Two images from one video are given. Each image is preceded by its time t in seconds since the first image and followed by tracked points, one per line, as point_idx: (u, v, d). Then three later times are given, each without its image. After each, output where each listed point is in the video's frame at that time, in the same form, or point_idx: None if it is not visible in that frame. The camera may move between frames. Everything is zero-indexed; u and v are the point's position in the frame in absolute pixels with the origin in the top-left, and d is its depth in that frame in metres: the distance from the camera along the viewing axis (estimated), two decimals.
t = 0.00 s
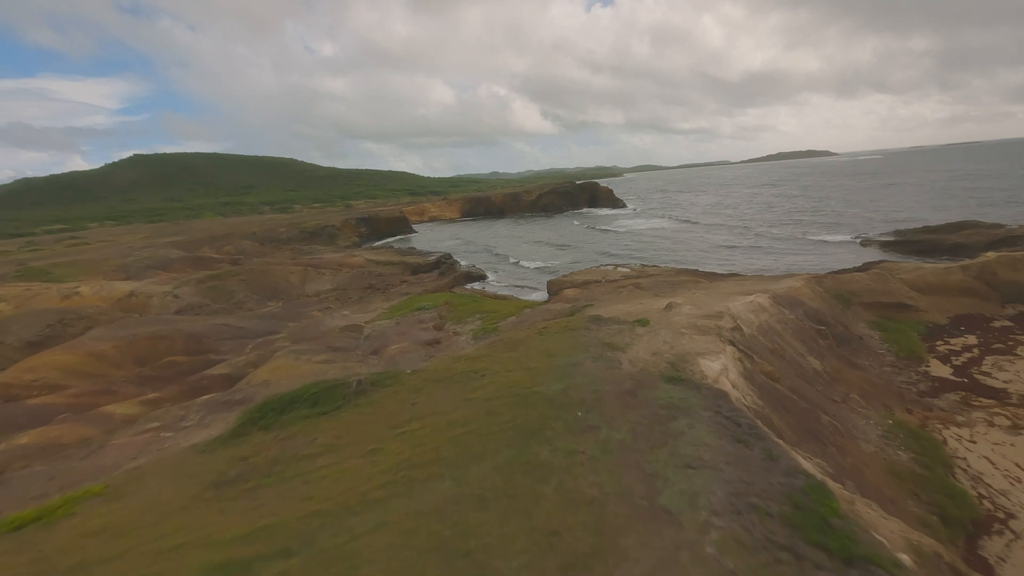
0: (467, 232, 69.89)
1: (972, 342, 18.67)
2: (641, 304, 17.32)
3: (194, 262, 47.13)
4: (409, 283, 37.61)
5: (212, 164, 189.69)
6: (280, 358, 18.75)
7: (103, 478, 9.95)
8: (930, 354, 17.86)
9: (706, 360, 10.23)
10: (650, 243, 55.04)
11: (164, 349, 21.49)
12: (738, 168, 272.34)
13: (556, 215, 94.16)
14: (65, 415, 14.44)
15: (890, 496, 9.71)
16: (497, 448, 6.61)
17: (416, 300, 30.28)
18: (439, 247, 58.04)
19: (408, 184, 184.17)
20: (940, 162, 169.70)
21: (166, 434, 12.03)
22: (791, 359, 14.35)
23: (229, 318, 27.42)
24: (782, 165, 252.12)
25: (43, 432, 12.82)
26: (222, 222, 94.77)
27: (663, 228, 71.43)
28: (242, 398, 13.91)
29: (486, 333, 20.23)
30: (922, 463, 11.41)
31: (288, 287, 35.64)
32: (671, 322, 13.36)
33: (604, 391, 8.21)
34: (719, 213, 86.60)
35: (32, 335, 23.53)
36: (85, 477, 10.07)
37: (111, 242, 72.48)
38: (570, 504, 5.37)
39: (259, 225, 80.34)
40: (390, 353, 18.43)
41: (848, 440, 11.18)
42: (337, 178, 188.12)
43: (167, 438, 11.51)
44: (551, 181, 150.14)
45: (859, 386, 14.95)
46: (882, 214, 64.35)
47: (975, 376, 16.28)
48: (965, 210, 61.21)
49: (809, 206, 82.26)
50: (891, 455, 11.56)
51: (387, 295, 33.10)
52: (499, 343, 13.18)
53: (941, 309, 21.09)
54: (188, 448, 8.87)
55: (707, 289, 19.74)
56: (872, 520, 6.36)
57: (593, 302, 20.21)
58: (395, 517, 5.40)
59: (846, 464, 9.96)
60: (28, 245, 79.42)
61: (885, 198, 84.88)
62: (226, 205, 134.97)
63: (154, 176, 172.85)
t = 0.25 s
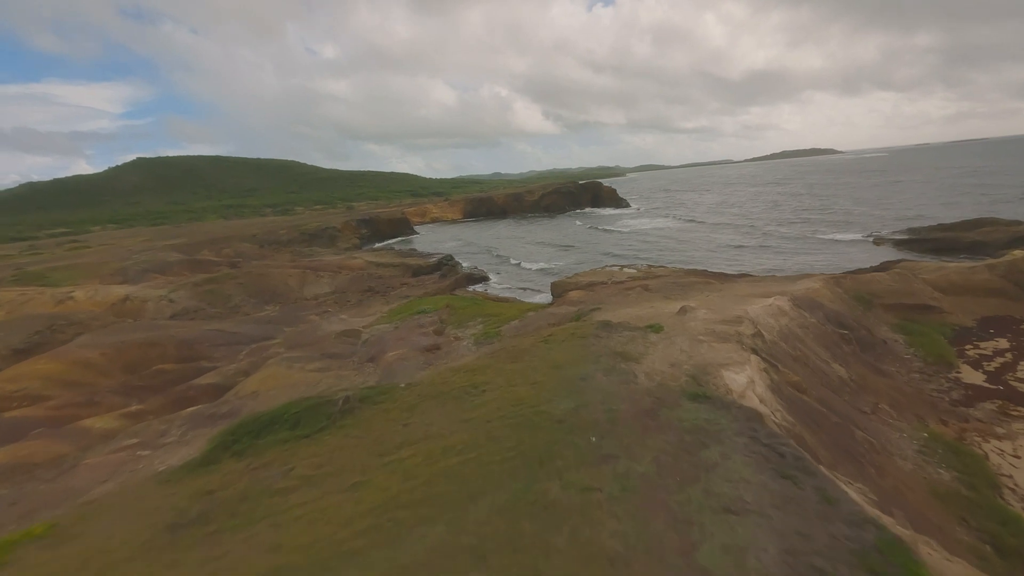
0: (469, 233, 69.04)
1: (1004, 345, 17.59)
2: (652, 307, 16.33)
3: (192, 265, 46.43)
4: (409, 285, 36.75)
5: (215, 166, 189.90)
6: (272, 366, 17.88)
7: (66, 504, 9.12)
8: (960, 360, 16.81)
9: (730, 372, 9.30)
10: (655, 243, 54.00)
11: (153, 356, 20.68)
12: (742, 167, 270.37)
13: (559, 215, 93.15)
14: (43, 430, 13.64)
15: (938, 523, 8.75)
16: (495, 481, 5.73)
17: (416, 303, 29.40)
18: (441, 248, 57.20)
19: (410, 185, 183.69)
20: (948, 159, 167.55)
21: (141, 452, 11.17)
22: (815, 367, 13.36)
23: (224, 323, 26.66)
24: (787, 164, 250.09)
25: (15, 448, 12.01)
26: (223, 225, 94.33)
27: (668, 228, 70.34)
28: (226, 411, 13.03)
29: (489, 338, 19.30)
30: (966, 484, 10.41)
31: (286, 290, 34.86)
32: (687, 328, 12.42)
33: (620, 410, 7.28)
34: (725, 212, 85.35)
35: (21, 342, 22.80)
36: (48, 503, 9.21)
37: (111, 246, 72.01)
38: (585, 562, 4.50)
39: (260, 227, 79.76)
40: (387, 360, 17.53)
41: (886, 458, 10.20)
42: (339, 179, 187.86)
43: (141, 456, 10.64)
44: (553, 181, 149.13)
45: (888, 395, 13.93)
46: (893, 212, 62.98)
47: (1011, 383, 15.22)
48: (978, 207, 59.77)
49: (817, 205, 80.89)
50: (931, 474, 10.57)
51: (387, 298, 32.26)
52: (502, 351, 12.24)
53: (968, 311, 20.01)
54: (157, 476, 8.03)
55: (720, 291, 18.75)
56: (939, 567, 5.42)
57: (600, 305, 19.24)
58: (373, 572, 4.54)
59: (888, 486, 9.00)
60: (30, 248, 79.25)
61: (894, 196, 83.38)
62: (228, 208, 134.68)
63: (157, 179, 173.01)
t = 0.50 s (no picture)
0: (471, 234, 68.22)
1: None
2: (665, 311, 15.34)
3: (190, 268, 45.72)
4: (410, 287, 35.91)
5: (218, 169, 190.06)
6: (263, 374, 17.00)
7: (27, 537, 8.28)
8: (995, 365, 15.72)
9: (759, 386, 8.35)
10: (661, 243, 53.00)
11: (142, 364, 19.86)
12: (746, 166, 268.43)
13: (562, 215, 92.16)
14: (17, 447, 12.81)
15: (997, 557, 7.75)
16: (492, 530, 4.83)
17: (417, 307, 28.53)
18: (442, 249, 56.38)
19: (412, 186, 183.16)
20: (955, 156, 165.42)
21: (114, 473, 10.31)
22: (843, 376, 12.35)
23: (218, 329, 25.87)
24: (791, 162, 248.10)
25: None
26: (225, 227, 93.91)
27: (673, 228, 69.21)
28: (210, 426, 12.17)
29: (490, 344, 18.36)
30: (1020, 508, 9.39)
31: (284, 293, 34.06)
32: (705, 335, 11.45)
33: (637, 436, 6.33)
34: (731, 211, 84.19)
35: (7, 350, 22.04)
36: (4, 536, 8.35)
37: (112, 249, 71.59)
38: None
39: (261, 230, 79.16)
40: (383, 368, 16.62)
41: (932, 480, 9.19)
42: (341, 181, 187.61)
43: (112, 479, 9.78)
44: (556, 181, 148.19)
45: (921, 406, 12.88)
46: (903, 210, 61.69)
47: None
48: (991, 204, 58.44)
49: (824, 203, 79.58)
50: (981, 497, 9.55)
51: (387, 301, 31.43)
52: (505, 360, 11.30)
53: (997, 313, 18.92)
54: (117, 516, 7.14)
55: (735, 293, 17.72)
56: None
57: (608, 309, 18.25)
58: None
59: (940, 515, 8.01)
60: (32, 252, 79.05)
61: (903, 193, 81.96)
62: (230, 210, 134.44)
63: (160, 182, 173.24)
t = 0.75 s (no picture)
0: (474, 236, 67.41)
1: None
2: (679, 316, 14.36)
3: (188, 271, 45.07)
4: (410, 290, 35.04)
5: (221, 172, 190.43)
6: (253, 383, 16.14)
7: None
8: None
9: (796, 403, 7.40)
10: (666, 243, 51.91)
11: (129, 372, 19.05)
12: (750, 165, 266.57)
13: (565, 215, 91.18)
14: None
15: None
16: None
17: (417, 310, 27.63)
18: (444, 251, 55.49)
19: (414, 187, 182.59)
20: (963, 153, 163.23)
21: (80, 498, 9.44)
22: (876, 387, 11.31)
23: (212, 334, 25.07)
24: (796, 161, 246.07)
25: None
26: (226, 230, 93.45)
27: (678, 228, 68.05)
28: (190, 443, 11.29)
29: (492, 351, 17.42)
30: None
31: (281, 297, 33.26)
32: (727, 343, 10.47)
33: (668, 474, 5.41)
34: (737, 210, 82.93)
35: None
36: None
37: (113, 252, 71.22)
38: None
39: (262, 232, 78.58)
40: (378, 377, 15.71)
41: (989, 505, 8.19)
42: (342, 183, 187.36)
43: (76, 508, 8.93)
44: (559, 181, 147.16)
45: (960, 417, 11.86)
46: (916, 207, 60.22)
47: None
48: (1007, 201, 56.93)
49: (832, 201, 78.16)
50: None
51: (386, 305, 30.55)
52: (509, 371, 10.39)
53: None
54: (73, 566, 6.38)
55: (752, 295, 16.72)
56: None
57: (617, 313, 17.28)
58: None
59: (1007, 550, 6.98)
60: (33, 256, 78.80)
61: (914, 191, 80.35)
62: (232, 213, 134.31)
63: (163, 185, 173.56)
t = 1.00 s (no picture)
0: (476, 237, 66.53)
1: None
2: (694, 321, 13.36)
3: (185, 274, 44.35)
4: (410, 293, 34.17)
5: (223, 175, 190.66)
6: (240, 394, 15.22)
7: None
8: None
9: (844, 427, 6.46)
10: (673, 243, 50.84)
11: (114, 382, 18.21)
12: (754, 164, 264.57)
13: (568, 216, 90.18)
14: None
15: None
16: None
17: (416, 313, 26.74)
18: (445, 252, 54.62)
19: (416, 189, 182.02)
20: (972, 150, 160.90)
21: (38, 531, 8.53)
22: (916, 399, 10.25)
23: (205, 340, 24.24)
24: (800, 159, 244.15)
25: None
26: (227, 233, 92.96)
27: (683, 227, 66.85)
28: (166, 463, 10.39)
29: (494, 358, 16.46)
30: None
31: (278, 300, 32.45)
32: (753, 353, 9.47)
33: (707, 534, 4.48)
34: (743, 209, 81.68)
35: None
36: None
37: (113, 256, 70.76)
38: None
39: (263, 235, 78.00)
40: (373, 387, 14.77)
41: None
42: (345, 185, 187.06)
43: (31, 545, 8.04)
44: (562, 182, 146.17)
45: (1007, 431, 10.79)
46: (928, 205, 58.83)
47: None
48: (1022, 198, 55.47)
49: (840, 200, 76.79)
50: None
51: (385, 308, 29.67)
52: (512, 383, 9.56)
53: None
54: None
55: (771, 299, 15.69)
56: None
57: (627, 317, 16.26)
58: None
59: None
60: (35, 260, 78.57)
61: (924, 188, 78.86)
62: (234, 216, 134.13)
63: (166, 188, 173.81)
